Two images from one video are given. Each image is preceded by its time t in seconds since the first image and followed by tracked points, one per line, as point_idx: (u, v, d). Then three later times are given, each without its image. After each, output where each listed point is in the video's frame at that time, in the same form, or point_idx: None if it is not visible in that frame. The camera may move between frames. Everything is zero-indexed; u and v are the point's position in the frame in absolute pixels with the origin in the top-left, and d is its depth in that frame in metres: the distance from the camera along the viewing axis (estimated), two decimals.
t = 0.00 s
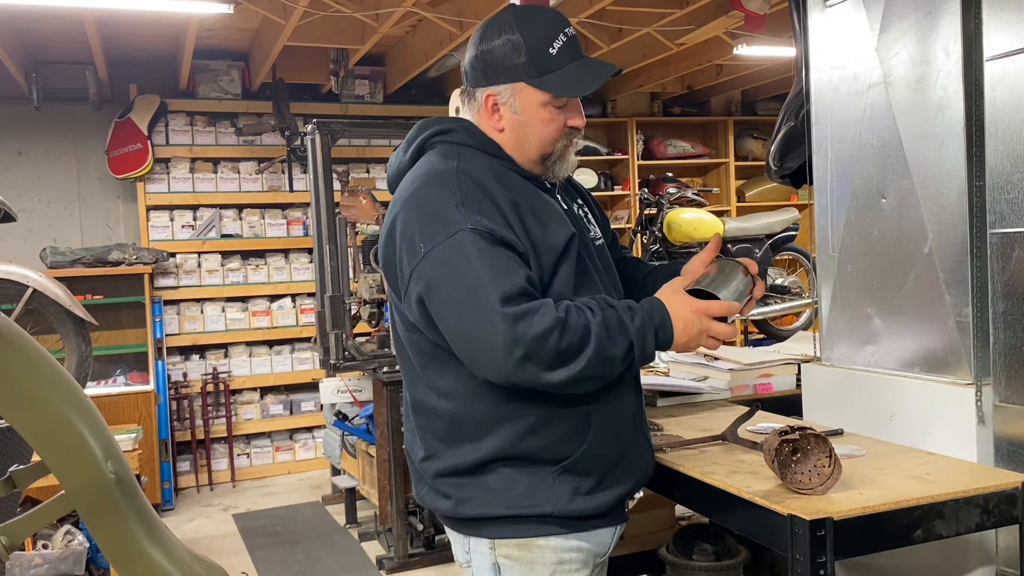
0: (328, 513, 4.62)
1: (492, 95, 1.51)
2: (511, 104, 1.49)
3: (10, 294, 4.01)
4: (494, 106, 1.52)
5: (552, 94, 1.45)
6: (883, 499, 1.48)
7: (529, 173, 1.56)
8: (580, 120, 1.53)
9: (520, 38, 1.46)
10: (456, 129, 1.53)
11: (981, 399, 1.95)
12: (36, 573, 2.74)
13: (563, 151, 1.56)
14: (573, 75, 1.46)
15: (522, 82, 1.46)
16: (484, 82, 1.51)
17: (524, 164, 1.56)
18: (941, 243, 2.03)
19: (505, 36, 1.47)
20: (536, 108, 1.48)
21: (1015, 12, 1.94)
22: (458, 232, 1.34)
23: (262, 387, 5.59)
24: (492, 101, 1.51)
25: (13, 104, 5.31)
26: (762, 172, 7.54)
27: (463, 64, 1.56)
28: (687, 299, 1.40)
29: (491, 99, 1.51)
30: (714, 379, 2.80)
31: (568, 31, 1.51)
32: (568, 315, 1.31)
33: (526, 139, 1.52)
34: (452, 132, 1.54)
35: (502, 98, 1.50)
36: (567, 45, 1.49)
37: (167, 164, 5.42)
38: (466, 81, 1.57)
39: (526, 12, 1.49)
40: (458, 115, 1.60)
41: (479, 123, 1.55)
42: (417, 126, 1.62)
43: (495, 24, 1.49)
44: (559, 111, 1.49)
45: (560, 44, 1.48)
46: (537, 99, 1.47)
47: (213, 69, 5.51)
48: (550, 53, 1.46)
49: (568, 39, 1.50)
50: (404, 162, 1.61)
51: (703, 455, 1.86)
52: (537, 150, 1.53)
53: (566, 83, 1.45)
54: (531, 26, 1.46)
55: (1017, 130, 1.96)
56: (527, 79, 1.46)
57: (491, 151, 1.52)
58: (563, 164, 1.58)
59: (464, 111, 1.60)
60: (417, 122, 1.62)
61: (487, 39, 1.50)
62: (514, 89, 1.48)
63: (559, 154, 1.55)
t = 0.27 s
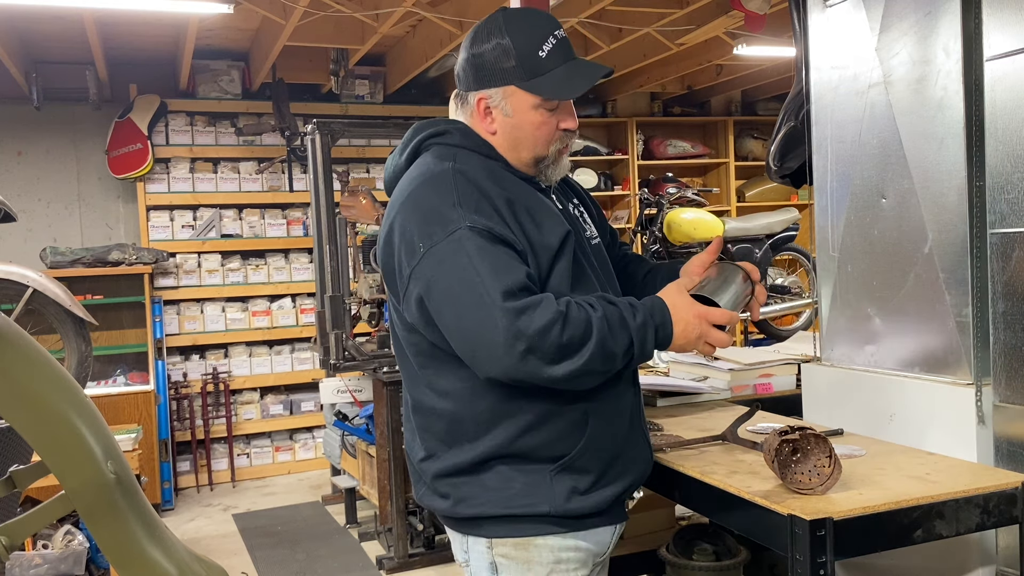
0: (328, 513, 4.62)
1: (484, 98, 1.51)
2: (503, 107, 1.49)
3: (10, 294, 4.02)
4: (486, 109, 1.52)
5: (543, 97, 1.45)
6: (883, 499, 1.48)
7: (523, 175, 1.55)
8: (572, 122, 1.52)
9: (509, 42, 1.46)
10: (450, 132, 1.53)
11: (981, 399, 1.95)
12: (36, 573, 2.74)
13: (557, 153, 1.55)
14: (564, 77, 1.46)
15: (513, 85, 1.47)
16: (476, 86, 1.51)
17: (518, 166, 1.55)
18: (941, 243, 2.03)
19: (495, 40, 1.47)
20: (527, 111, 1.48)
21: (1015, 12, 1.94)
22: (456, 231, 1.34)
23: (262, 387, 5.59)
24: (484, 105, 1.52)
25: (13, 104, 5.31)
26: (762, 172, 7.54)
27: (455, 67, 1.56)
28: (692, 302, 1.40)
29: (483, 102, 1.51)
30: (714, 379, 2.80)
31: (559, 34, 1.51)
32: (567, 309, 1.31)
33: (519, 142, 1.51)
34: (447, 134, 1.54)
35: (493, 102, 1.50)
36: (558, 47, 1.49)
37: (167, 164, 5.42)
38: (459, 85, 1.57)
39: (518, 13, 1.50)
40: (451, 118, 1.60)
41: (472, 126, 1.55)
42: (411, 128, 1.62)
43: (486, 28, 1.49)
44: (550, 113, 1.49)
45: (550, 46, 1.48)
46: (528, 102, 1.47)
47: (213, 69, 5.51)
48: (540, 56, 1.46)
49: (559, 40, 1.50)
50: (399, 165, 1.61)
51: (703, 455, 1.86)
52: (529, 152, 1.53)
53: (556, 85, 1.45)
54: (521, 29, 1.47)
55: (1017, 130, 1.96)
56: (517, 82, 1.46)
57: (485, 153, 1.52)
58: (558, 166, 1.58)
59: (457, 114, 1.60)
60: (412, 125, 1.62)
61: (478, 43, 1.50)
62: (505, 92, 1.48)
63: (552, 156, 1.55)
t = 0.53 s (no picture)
0: (328, 513, 4.62)
1: (483, 98, 1.51)
2: (502, 108, 1.49)
3: (10, 294, 4.01)
4: (485, 109, 1.52)
5: (542, 98, 1.45)
6: (883, 499, 1.48)
7: (522, 176, 1.55)
8: (571, 123, 1.52)
9: (508, 42, 1.46)
10: (450, 133, 1.53)
11: (980, 399, 1.95)
12: (36, 573, 2.74)
13: (556, 153, 1.55)
14: (562, 77, 1.46)
15: (512, 86, 1.47)
16: (475, 86, 1.51)
17: (517, 166, 1.55)
18: (941, 244, 2.03)
19: (494, 40, 1.47)
20: (526, 111, 1.48)
21: (1015, 12, 1.94)
22: (455, 235, 1.34)
23: (262, 387, 5.59)
24: (482, 105, 1.52)
25: (13, 104, 5.31)
26: (762, 172, 7.54)
27: (454, 68, 1.56)
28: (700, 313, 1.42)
29: (482, 102, 1.51)
30: (714, 379, 2.80)
31: (559, 34, 1.51)
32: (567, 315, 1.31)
33: (518, 142, 1.51)
34: (446, 135, 1.54)
35: (492, 103, 1.50)
36: (557, 48, 1.49)
37: (167, 164, 5.42)
38: (458, 85, 1.57)
39: (516, 14, 1.50)
40: (450, 119, 1.60)
41: (472, 127, 1.55)
42: (411, 129, 1.62)
43: (485, 29, 1.50)
44: (550, 114, 1.49)
45: (549, 47, 1.48)
46: (527, 102, 1.47)
47: (213, 69, 5.51)
48: (539, 57, 1.46)
49: (559, 41, 1.50)
50: (398, 167, 1.60)
51: (703, 455, 1.86)
52: (529, 152, 1.53)
53: (555, 86, 1.45)
54: (521, 30, 1.47)
55: (1017, 130, 1.96)
56: (517, 82, 1.46)
57: (485, 154, 1.52)
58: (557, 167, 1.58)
59: (457, 115, 1.60)
60: (411, 126, 1.62)
61: (477, 44, 1.50)
62: (504, 93, 1.48)
63: (552, 157, 1.55)
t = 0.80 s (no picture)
0: (328, 513, 4.62)
1: (482, 99, 1.51)
2: (501, 108, 1.49)
3: (10, 294, 4.01)
4: (485, 109, 1.52)
5: (543, 98, 1.45)
6: (883, 499, 1.48)
7: (522, 176, 1.55)
8: (571, 123, 1.52)
9: (509, 42, 1.46)
10: (451, 132, 1.53)
11: (981, 399, 1.95)
12: (36, 573, 2.74)
13: (556, 154, 1.55)
14: (562, 78, 1.46)
15: (512, 86, 1.47)
16: (474, 86, 1.51)
17: (517, 166, 1.55)
18: (942, 243, 2.03)
19: (494, 40, 1.47)
20: (526, 111, 1.48)
21: (1015, 12, 1.94)
22: (463, 235, 1.34)
23: (262, 387, 5.59)
24: (482, 105, 1.52)
25: (13, 104, 5.31)
26: (761, 172, 7.54)
27: (454, 67, 1.56)
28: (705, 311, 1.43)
29: (482, 102, 1.51)
30: (714, 379, 2.80)
31: (559, 35, 1.51)
32: (576, 316, 1.31)
33: (518, 142, 1.51)
34: (447, 134, 1.53)
35: (492, 103, 1.50)
36: (557, 49, 1.49)
37: (167, 164, 5.42)
38: (458, 85, 1.57)
39: (516, 14, 1.50)
40: (450, 119, 1.60)
41: (471, 127, 1.55)
42: (411, 128, 1.62)
43: (485, 28, 1.50)
44: (550, 114, 1.49)
45: (550, 47, 1.48)
46: (526, 103, 1.47)
47: (213, 69, 5.51)
48: (539, 57, 1.46)
49: (559, 41, 1.50)
50: (399, 166, 1.60)
51: (703, 455, 1.86)
52: (528, 153, 1.53)
53: (555, 86, 1.45)
54: (521, 30, 1.47)
55: (1017, 130, 1.96)
56: (517, 83, 1.46)
57: (486, 154, 1.52)
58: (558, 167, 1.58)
59: (456, 115, 1.60)
60: (412, 126, 1.62)
61: (477, 43, 1.50)
62: (504, 93, 1.48)
63: (552, 157, 1.55)
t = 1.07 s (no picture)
0: (328, 513, 4.62)
1: (485, 97, 1.51)
2: (504, 107, 1.50)
3: (10, 294, 4.01)
4: (487, 108, 1.52)
5: (545, 96, 1.45)
6: (883, 499, 1.48)
7: (524, 175, 1.55)
8: (575, 121, 1.52)
9: (510, 41, 1.46)
10: (453, 132, 1.53)
11: (981, 399, 1.95)
12: (36, 573, 2.74)
13: (558, 152, 1.55)
14: (564, 76, 1.46)
15: (514, 84, 1.47)
16: (476, 85, 1.51)
17: (519, 165, 1.55)
18: (941, 244, 2.03)
19: (496, 39, 1.47)
20: (528, 109, 1.48)
21: (1015, 12, 1.94)
22: (463, 236, 1.34)
23: (262, 387, 5.59)
24: (484, 104, 1.52)
25: (13, 104, 5.31)
26: (761, 172, 7.54)
27: (457, 66, 1.56)
28: (710, 320, 1.43)
29: (484, 101, 1.51)
30: (714, 379, 2.80)
31: (560, 33, 1.51)
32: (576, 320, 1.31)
33: (520, 140, 1.51)
34: (449, 134, 1.53)
35: (495, 101, 1.50)
36: (559, 47, 1.48)
37: (167, 164, 5.42)
38: (459, 84, 1.57)
39: (517, 13, 1.49)
40: (452, 119, 1.60)
41: (473, 126, 1.55)
42: (413, 128, 1.62)
43: (485, 28, 1.50)
44: (552, 112, 1.49)
45: (551, 45, 1.48)
46: (528, 101, 1.47)
47: (213, 69, 5.51)
48: (541, 55, 1.46)
49: (560, 40, 1.50)
50: (401, 166, 1.60)
51: (703, 455, 1.86)
52: (531, 152, 1.53)
53: (557, 83, 1.45)
54: (522, 29, 1.47)
55: (1017, 130, 1.96)
56: (519, 81, 1.46)
57: (489, 153, 1.51)
58: (561, 166, 1.58)
59: (458, 114, 1.60)
60: (413, 125, 1.62)
61: (478, 42, 1.50)
62: (506, 91, 1.48)
63: (554, 155, 1.55)
